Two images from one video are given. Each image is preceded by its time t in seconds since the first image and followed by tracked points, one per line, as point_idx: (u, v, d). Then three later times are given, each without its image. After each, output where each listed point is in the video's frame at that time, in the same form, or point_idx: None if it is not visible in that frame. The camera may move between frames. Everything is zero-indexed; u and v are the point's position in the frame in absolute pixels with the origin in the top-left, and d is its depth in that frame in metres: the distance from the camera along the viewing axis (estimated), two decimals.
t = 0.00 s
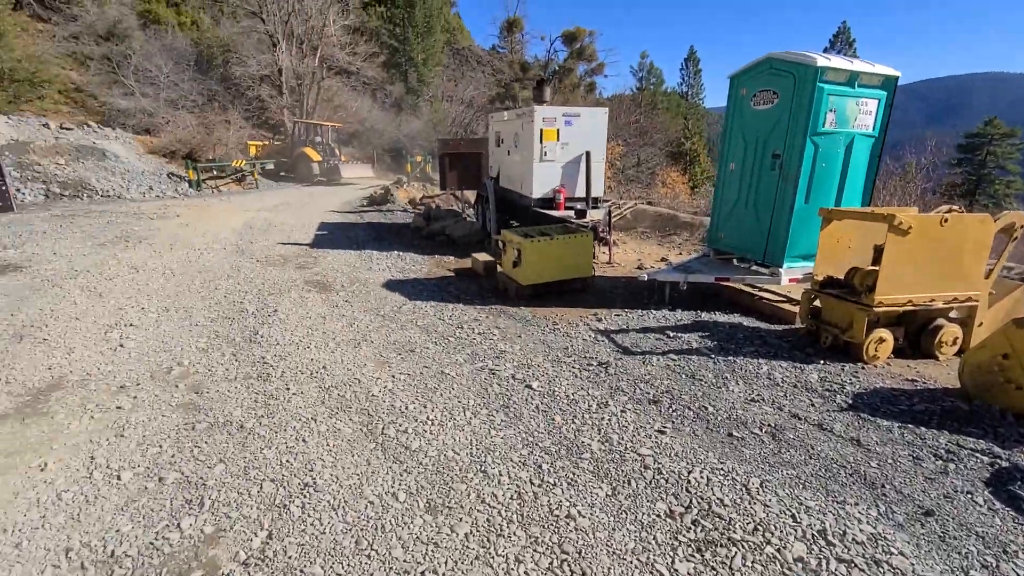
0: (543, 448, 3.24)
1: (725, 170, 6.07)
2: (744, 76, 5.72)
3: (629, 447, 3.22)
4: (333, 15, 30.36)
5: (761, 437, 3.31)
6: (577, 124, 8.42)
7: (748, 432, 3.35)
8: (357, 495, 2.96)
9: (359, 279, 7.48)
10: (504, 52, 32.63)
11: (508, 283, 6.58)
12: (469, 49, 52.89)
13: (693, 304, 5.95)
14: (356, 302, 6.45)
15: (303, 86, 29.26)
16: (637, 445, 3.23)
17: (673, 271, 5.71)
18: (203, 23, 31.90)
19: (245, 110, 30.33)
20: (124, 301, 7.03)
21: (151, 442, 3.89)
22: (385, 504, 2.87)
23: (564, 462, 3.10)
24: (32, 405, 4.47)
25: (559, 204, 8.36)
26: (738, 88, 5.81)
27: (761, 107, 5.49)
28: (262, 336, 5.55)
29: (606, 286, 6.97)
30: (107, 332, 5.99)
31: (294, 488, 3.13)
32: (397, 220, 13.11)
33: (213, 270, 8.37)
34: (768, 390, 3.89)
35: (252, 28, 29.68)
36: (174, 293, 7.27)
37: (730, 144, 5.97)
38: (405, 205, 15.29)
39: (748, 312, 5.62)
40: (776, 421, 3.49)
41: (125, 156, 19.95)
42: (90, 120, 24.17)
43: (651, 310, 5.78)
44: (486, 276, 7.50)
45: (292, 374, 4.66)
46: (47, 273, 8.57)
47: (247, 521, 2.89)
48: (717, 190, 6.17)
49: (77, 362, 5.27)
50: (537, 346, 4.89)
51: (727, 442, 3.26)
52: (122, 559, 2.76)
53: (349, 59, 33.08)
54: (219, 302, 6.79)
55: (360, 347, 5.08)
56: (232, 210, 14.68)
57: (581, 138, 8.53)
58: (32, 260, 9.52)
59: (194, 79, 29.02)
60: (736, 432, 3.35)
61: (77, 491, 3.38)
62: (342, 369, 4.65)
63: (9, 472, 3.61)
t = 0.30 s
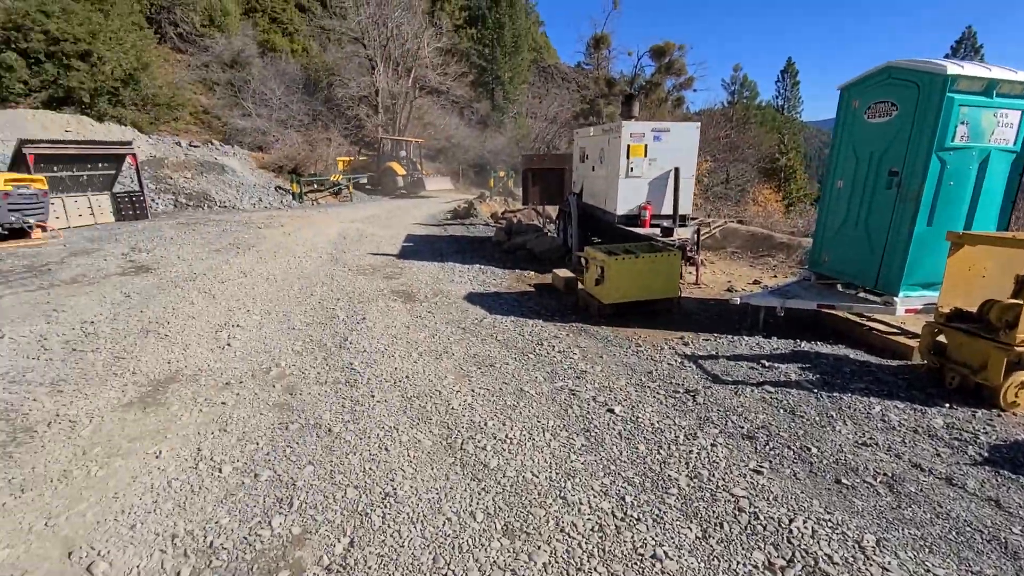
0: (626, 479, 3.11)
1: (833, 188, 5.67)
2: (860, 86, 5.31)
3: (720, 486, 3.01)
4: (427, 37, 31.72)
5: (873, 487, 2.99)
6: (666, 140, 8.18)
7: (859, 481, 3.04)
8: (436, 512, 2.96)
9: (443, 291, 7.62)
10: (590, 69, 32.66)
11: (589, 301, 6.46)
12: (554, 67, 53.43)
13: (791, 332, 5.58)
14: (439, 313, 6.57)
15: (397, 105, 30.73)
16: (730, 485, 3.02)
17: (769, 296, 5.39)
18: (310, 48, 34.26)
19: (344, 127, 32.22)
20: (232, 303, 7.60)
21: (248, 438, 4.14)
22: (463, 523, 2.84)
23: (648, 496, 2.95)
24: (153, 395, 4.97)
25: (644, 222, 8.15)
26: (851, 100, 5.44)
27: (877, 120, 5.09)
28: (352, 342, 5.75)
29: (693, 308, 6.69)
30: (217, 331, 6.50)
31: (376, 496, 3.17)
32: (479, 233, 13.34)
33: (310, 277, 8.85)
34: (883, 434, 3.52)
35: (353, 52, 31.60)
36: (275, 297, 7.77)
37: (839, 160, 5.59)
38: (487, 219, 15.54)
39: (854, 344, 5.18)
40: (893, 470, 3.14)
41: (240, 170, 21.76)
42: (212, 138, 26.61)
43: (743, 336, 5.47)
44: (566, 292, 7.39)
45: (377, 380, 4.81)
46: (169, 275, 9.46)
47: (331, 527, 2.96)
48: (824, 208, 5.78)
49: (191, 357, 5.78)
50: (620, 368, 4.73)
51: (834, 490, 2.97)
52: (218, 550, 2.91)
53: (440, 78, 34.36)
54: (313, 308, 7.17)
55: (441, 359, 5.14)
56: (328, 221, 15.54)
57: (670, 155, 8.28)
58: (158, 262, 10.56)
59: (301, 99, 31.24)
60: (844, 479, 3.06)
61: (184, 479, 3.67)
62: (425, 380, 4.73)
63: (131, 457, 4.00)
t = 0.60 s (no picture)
0: (698, 536, 2.85)
1: (945, 225, 5.16)
2: (978, 113, 4.82)
3: (806, 555, 2.70)
4: (508, 70, 32.60)
5: (997, 574, 2.57)
6: (750, 170, 7.81)
7: (977, 565, 2.63)
8: (492, 553, 2.82)
9: (510, 317, 7.57)
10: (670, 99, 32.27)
11: (661, 335, 6.19)
12: (633, 97, 53.29)
13: (891, 383, 5.06)
14: (504, 339, 6.51)
15: (476, 134, 31.65)
16: (818, 555, 2.70)
17: (866, 342, 4.93)
18: (399, 80, 36.03)
19: (425, 155, 33.45)
20: (312, 319, 7.89)
21: (314, 454, 4.19)
22: (517, 567, 2.70)
23: (722, 559, 2.68)
24: (234, 404, 5.20)
25: (724, 255, 7.78)
26: (967, 129, 4.96)
27: (999, 152, 4.59)
28: (418, 365, 5.76)
29: (777, 349, 6.24)
30: (296, 345, 6.75)
31: (431, 528, 3.09)
32: (549, 260, 13.28)
33: (383, 297, 9.07)
34: (1008, 511, 3.05)
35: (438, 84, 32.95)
36: (351, 315, 8.02)
37: (953, 193, 5.09)
38: (558, 246, 15.48)
39: (969, 401, 4.62)
40: (1021, 555, 2.70)
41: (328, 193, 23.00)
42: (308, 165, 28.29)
43: (834, 384, 5.02)
44: (637, 324, 7.13)
45: (440, 404, 4.77)
46: (257, 289, 10.02)
47: (384, 556, 2.89)
48: (934, 246, 5.26)
49: (270, 369, 6.01)
50: (694, 410, 4.44)
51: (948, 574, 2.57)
52: (275, 568, 2.90)
53: (519, 109, 35.08)
54: (384, 328, 7.30)
55: (505, 388, 5.04)
56: (405, 243, 16.04)
57: (754, 185, 7.88)
58: (250, 278, 11.23)
59: (388, 128, 32.80)
60: (959, 562, 2.65)
61: (251, 491, 3.74)
62: (489, 408, 4.63)
63: (207, 463, 4.15)
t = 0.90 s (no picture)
0: None
1: None
2: None
3: None
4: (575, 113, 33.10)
5: None
6: (828, 213, 7.35)
7: None
8: None
9: (568, 360, 7.36)
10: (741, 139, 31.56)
11: (728, 386, 5.78)
12: (703, 137, 52.57)
13: (1000, 453, 4.44)
14: (560, 383, 6.29)
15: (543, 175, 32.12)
16: None
17: (967, 404, 4.37)
18: (470, 125, 37.30)
19: (493, 196, 34.16)
20: (371, 354, 8.00)
21: (359, 495, 4.10)
22: None
23: None
24: (290, 438, 5.23)
25: (800, 301, 7.27)
26: None
27: None
28: (470, 407, 5.62)
29: (860, 407, 5.68)
30: (354, 381, 6.81)
31: None
32: (611, 302, 13.00)
33: (442, 335, 9.11)
34: None
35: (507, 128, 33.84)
36: (409, 352, 8.05)
37: None
38: (621, 288, 15.17)
39: None
40: None
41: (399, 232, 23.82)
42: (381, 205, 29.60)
43: (931, 451, 4.46)
44: (702, 373, 6.71)
45: (488, 450, 4.60)
46: (326, 324, 10.32)
47: None
48: None
49: (327, 404, 6.05)
50: (764, 473, 4.05)
51: None
52: None
53: (586, 151, 35.36)
54: (441, 366, 7.27)
55: (557, 436, 4.80)
56: (468, 282, 16.22)
57: (834, 228, 7.38)
58: (320, 312, 11.63)
59: (459, 170, 33.83)
60: None
61: (295, 530, 3.69)
62: (539, 457, 4.41)
63: (259, 498, 4.15)
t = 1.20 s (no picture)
0: None
1: None
2: None
3: None
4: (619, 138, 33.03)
5: None
6: (885, 238, 6.94)
7: None
8: None
9: (605, 388, 7.11)
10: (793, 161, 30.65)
11: (776, 421, 5.42)
12: (752, 160, 51.43)
13: None
14: (596, 413, 6.06)
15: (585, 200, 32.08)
16: None
17: None
18: (515, 150, 37.67)
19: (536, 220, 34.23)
20: (407, 378, 7.93)
21: (384, 522, 3.94)
22: None
23: None
24: (321, 459, 5.08)
25: (857, 331, 6.83)
26: None
27: None
28: (501, 435, 5.45)
29: (925, 448, 5.23)
30: (388, 404, 6.70)
31: None
32: (653, 328, 12.65)
33: (480, 359, 9.01)
34: None
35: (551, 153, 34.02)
36: (444, 376, 7.97)
37: None
38: (664, 314, 14.78)
39: None
40: None
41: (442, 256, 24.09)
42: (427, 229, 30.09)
43: (1007, 501, 4.03)
44: (748, 406, 6.34)
45: (518, 482, 4.41)
46: (366, 346, 10.40)
47: None
48: None
49: (361, 427, 5.90)
50: (814, 519, 3.74)
51: None
52: None
53: (630, 175, 35.13)
54: (476, 391, 7.13)
55: (589, 469, 4.58)
56: (509, 306, 16.15)
57: (892, 254, 6.96)
58: (361, 334, 11.73)
59: (502, 195, 34.11)
60: None
61: (318, 556, 3.57)
62: (570, 490, 4.21)
63: (286, 520, 4.03)
